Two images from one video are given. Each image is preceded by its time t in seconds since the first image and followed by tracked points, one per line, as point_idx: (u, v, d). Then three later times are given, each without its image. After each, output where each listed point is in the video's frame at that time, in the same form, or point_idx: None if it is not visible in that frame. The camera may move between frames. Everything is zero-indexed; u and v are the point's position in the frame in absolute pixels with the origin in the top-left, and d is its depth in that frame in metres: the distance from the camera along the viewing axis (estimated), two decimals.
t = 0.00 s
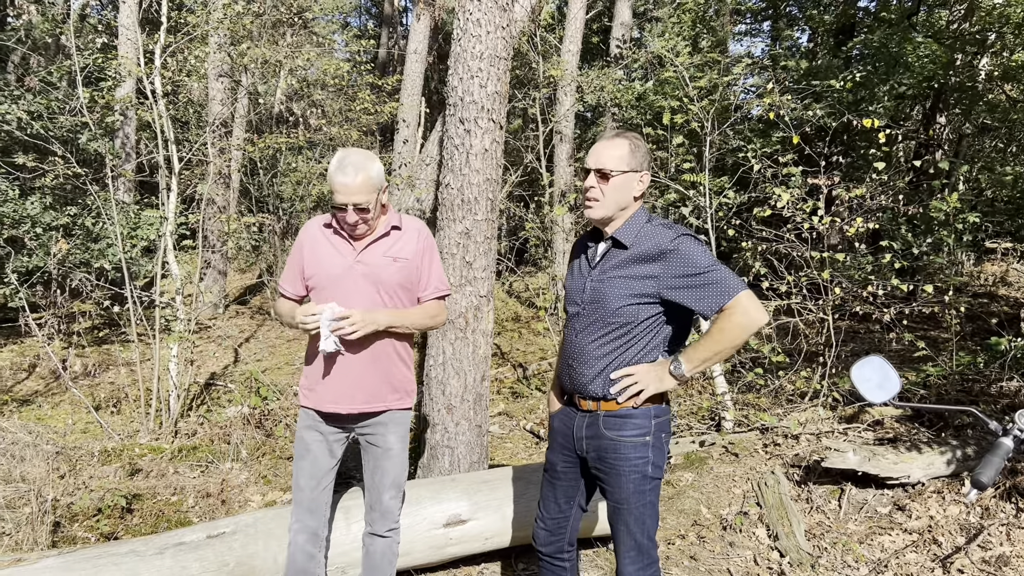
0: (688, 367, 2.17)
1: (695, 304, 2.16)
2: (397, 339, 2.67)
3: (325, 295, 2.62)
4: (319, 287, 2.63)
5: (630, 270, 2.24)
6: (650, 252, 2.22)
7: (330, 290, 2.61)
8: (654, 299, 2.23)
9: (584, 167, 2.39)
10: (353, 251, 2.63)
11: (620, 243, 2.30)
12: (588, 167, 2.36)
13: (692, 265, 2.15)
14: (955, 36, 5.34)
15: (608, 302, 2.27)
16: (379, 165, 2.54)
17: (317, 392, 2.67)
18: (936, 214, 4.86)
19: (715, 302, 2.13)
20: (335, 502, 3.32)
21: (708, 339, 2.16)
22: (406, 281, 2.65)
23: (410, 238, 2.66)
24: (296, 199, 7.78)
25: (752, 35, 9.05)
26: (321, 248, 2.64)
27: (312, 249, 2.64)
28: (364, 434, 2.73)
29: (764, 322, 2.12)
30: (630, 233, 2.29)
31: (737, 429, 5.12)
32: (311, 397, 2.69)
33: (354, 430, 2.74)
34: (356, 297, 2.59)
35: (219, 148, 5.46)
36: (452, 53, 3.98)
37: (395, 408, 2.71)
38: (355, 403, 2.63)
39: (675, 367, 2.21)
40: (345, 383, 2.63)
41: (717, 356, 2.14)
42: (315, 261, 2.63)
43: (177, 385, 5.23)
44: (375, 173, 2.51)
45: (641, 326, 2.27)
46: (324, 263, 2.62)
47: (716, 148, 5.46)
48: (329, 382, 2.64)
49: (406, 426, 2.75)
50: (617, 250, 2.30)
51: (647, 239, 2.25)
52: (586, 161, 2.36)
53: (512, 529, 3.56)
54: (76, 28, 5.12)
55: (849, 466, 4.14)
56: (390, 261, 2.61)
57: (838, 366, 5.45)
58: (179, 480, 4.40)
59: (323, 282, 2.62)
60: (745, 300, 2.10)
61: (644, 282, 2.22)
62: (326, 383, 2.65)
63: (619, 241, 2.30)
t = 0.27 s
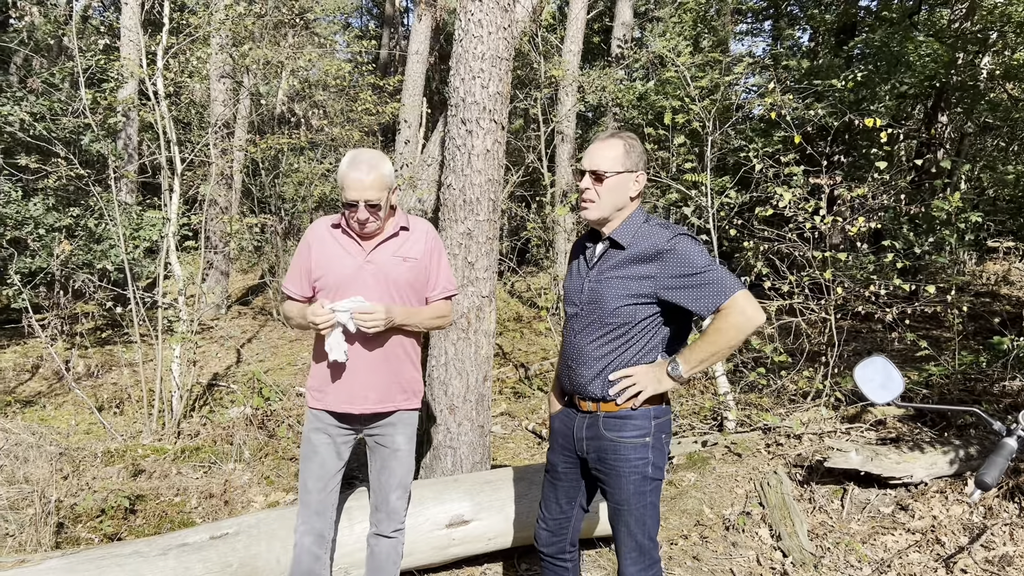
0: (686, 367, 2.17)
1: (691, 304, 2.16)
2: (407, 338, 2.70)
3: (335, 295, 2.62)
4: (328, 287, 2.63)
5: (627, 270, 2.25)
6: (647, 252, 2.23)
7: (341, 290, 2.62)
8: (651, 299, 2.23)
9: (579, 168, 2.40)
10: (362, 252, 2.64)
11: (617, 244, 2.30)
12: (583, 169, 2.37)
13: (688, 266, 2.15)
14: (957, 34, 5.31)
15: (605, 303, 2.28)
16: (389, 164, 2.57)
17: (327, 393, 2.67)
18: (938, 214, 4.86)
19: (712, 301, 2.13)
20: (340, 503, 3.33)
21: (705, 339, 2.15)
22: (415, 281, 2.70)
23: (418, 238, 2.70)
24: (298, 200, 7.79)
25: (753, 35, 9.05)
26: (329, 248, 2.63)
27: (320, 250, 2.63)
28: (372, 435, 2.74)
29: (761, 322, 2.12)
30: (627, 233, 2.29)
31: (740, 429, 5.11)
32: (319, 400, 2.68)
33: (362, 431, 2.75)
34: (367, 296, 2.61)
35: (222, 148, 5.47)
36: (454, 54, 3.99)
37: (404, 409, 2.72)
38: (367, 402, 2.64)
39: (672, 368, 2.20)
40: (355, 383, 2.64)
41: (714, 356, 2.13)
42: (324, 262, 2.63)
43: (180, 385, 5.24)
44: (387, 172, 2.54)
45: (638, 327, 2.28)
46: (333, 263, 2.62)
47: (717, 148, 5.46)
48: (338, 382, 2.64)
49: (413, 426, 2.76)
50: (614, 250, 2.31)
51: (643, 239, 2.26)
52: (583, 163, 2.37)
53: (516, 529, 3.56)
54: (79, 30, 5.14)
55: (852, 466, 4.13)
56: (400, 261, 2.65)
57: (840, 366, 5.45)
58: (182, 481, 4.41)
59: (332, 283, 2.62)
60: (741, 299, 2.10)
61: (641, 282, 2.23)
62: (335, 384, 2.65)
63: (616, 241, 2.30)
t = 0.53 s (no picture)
0: (685, 367, 2.16)
1: (691, 302, 2.15)
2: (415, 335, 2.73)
3: (343, 294, 2.62)
4: (336, 286, 2.63)
5: (626, 269, 2.24)
6: (646, 251, 2.22)
7: (348, 288, 2.61)
8: (650, 298, 2.23)
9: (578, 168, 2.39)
10: (369, 250, 2.65)
11: (616, 243, 2.30)
12: (582, 168, 2.37)
13: (687, 264, 2.14)
14: (960, 31, 5.25)
15: (604, 302, 2.28)
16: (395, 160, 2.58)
17: (333, 392, 2.66)
18: (941, 212, 4.85)
19: (711, 300, 2.12)
20: (344, 503, 3.33)
21: (704, 338, 2.14)
22: (422, 279, 2.70)
23: (424, 237, 2.71)
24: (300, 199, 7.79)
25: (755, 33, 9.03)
26: (336, 247, 2.63)
27: (327, 248, 2.63)
28: (378, 435, 2.74)
29: (761, 321, 2.10)
30: (626, 232, 2.29)
31: (743, 428, 5.11)
32: (326, 399, 2.68)
33: (368, 431, 2.76)
34: (375, 294, 2.61)
35: (224, 148, 5.47)
36: (456, 53, 3.99)
37: (410, 408, 2.73)
38: (374, 400, 2.64)
39: (671, 367, 2.20)
40: (362, 381, 2.64)
41: (713, 356, 2.12)
42: (331, 260, 2.63)
43: (182, 385, 5.25)
44: (395, 168, 2.55)
45: (638, 326, 2.27)
46: (341, 262, 2.62)
47: (720, 147, 5.45)
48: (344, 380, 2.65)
49: (419, 426, 2.77)
50: (614, 249, 2.31)
51: (642, 237, 2.25)
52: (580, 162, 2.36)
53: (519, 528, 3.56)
54: (81, 30, 5.13)
55: (855, 465, 4.12)
56: (407, 259, 2.66)
57: (843, 365, 5.44)
58: (185, 481, 4.41)
59: (340, 281, 2.62)
60: (741, 298, 2.09)
61: (640, 281, 2.22)
62: (343, 382, 2.65)
63: (615, 241, 2.30)
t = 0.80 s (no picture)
0: (687, 366, 2.15)
1: (691, 301, 2.14)
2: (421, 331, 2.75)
3: (349, 292, 2.62)
4: (341, 283, 2.62)
5: (627, 267, 2.24)
6: (647, 249, 2.21)
7: (354, 286, 2.61)
8: (652, 297, 2.22)
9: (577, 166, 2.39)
10: (374, 248, 2.65)
11: (616, 241, 2.30)
12: (581, 167, 2.37)
13: (688, 262, 2.13)
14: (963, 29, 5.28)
15: (605, 301, 2.27)
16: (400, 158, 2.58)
17: (338, 390, 2.66)
18: (945, 210, 4.84)
19: (713, 299, 2.11)
20: (347, 501, 3.32)
21: (706, 336, 2.13)
22: (427, 276, 2.71)
23: (429, 235, 2.72)
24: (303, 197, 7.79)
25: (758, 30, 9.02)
26: (342, 244, 2.63)
27: (332, 246, 2.63)
28: (382, 433, 2.74)
29: (763, 320, 2.09)
30: (627, 230, 2.28)
31: (746, 426, 5.10)
32: (331, 398, 2.67)
33: (372, 429, 2.76)
34: (381, 291, 2.61)
35: (227, 147, 5.47)
36: (459, 51, 3.99)
37: (414, 406, 2.73)
38: (380, 398, 2.65)
39: (673, 366, 2.19)
40: (368, 379, 2.64)
41: (714, 354, 2.11)
42: (337, 258, 2.62)
43: (186, 384, 5.25)
44: (400, 165, 2.55)
45: (639, 324, 2.27)
46: (346, 259, 2.62)
47: (723, 145, 5.44)
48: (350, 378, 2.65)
49: (423, 424, 2.77)
50: (614, 247, 2.30)
51: (642, 235, 2.25)
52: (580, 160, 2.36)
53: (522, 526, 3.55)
54: (84, 29, 5.14)
55: (859, 463, 4.11)
56: (413, 257, 2.66)
57: (846, 363, 5.43)
58: (189, 479, 4.41)
59: (346, 279, 2.61)
60: (742, 297, 2.08)
61: (641, 279, 2.21)
62: (348, 379, 2.65)
63: (615, 239, 2.30)
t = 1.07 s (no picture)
0: (687, 364, 2.15)
1: (691, 299, 2.13)
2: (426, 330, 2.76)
3: (352, 291, 2.62)
4: (343, 283, 2.63)
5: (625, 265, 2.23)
6: (645, 246, 2.20)
7: (357, 285, 2.62)
8: (651, 295, 2.22)
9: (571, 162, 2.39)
10: (375, 246, 2.65)
11: (614, 238, 2.29)
12: (575, 163, 2.36)
13: (687, 260, 2.13)
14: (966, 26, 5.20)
15: (604, 298, 2.26)
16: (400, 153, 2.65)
17: (341, 389, 2.67)
18: (948, 207, 4.83)
19: (712, 298, 2.10)
20: (352, 499, 3.34)
21: (706, 335, 2.14)
22: (429, 273, 2.71)
23: (430, 231, 2.72)
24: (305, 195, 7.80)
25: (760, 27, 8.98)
26: (343, 243, 2.63)
27: (333, 245, 2.63)
28: (385, 431, 2.74)
29: (763, 318, 2.09)
30: (624, 226, 2.27)
31: (749, 424, 5.09)
32: (334, 396, 2.68)
33: (375, 428, 2.76)
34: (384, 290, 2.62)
35: (229, 145, 5.47)
36: (461, 49, 3.99)
37: (418, 403, 2.74)
38: (383, 396, 2.65)
39: (673, 365, 2.19)
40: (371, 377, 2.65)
41: (714, 353, 2.11)
42: (338, 257, 2.62)
43: (188, 382, 5.25)
44: (399, 157, 2.61)
45: (639, 322, 2.26)
46: (348, 259, 2.62)
47: (725, 142, 5.43)
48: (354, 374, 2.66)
49: (426, 422, 2.77)
50: (612, 244, 2.29)
51: (640, 232, 2.24)
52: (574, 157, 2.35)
53: (524, 524, 3.55)
54: (86, 27, 5.14)
55: (861, 460, 4.10)
56: (414, 254, 2.67)
57: (849, 360, 5.42)
58: (192, 477, 4.42)
59: (348, 278, 2.62)
60: (741, 295, 2.08)
61: (640, 277, 2.21)
62: (352, 377, 2.66)
63: (613, 235, 2.29)
